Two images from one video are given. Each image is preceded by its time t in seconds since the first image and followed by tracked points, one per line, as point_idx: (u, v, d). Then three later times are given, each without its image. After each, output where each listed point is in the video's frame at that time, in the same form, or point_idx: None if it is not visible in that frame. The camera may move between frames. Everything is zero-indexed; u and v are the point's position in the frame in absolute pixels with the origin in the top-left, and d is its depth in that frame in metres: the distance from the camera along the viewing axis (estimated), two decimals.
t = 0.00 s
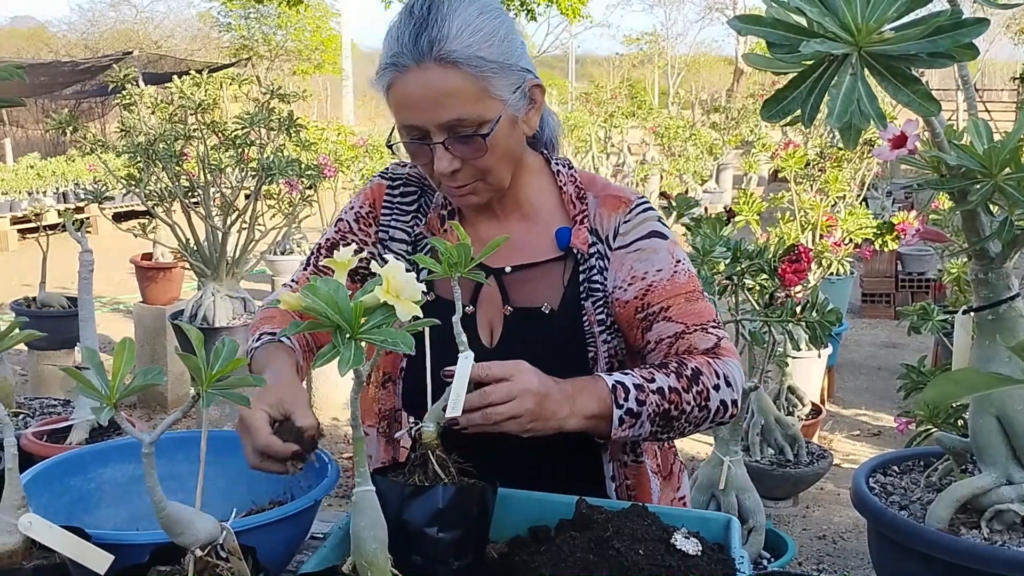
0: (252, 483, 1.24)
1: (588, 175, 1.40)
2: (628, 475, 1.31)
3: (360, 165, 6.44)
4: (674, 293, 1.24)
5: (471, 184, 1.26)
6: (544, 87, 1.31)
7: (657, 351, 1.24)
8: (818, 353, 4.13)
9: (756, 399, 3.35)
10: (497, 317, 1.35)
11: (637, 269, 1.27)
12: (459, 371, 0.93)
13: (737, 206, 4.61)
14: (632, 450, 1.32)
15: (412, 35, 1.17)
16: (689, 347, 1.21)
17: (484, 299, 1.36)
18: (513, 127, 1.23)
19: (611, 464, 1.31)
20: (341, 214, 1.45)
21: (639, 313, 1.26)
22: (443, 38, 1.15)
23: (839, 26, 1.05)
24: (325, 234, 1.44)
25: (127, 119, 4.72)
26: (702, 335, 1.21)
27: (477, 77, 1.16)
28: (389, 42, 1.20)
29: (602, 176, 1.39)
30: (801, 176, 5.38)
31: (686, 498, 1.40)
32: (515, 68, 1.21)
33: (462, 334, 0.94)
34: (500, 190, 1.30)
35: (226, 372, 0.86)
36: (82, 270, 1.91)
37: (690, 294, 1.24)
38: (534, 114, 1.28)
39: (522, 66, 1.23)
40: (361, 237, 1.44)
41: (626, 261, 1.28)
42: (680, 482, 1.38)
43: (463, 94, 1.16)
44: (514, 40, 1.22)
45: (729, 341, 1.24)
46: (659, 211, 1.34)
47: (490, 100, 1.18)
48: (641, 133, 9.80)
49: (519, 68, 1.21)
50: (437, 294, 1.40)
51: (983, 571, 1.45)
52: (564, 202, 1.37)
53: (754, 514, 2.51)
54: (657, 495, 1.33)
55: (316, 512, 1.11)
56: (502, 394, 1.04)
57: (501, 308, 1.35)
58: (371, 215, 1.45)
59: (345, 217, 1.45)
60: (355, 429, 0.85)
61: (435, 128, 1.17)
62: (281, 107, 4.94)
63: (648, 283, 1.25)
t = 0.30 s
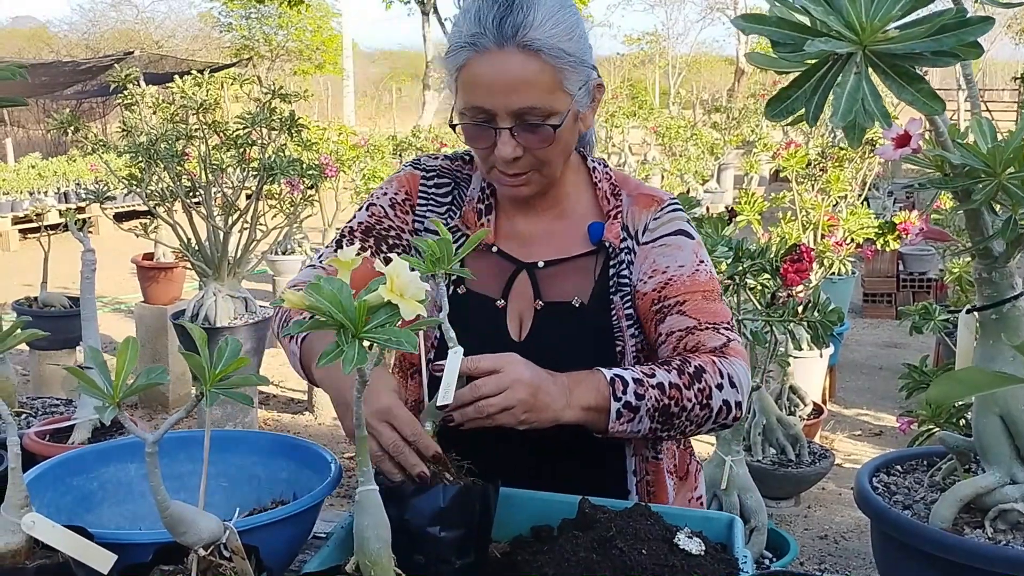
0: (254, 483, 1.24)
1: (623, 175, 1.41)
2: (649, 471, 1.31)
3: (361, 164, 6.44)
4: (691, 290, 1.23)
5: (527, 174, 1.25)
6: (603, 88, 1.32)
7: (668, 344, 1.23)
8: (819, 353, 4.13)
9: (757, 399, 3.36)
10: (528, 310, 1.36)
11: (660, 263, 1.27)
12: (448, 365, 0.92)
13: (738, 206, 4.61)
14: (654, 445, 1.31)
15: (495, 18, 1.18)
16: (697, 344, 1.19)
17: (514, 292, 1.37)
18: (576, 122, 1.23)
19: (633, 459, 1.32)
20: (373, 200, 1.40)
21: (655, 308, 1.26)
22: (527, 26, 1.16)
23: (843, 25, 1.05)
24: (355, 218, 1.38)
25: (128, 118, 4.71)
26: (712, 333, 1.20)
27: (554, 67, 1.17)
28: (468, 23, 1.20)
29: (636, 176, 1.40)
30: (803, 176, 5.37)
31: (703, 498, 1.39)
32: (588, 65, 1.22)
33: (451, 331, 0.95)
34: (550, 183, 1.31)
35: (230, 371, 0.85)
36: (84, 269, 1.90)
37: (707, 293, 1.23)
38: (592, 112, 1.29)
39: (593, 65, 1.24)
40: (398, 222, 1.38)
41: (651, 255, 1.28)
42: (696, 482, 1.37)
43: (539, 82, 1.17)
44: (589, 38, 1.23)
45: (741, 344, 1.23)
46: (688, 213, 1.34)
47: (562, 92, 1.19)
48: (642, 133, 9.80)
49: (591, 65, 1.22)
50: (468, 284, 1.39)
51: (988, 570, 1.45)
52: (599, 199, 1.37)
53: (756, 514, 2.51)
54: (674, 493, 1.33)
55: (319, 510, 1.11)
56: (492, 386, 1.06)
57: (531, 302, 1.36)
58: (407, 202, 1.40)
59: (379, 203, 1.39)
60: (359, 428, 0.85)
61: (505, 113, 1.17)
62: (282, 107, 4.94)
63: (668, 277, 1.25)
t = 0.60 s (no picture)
0: (256, 484, 1.24)
1: (622, 179, 1.42)
2: (658, 466, 1.32)
3: (362, 164, 6.43)
4: (689, 285, 1.24)
5: (535, 183, 1.26)
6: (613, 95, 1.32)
7: (664, 339, 1.23)
8: (820, 353, 4.12)
9: (759, 399, 3.37)
10: (534, 318, 1.36)
11: (658, 261, 1.28)
12: (442, 366, 0.90)
13: (739, 206, 4.60)
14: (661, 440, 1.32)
15: (518, 27, 1.16)
16: (695, 338, 1.19)
17: (520, 301, 1.36)
18: (589, 135, 1.24)
19: (643, 455, 1.32)
20: (369, 204, 1.33)
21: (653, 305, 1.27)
22: (551, 38, 1.15)
23: (847, 24, 1.04)
24: (351, 222, 1.31)
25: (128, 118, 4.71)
26: (710, 328, 1.20)
27: (575, 82, 1.17)
28: (489, 28, 1.18)
29: (634, 180, 1.42)
30: (803, 176, 5.37)
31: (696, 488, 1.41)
32: (606, 78, 1.22)
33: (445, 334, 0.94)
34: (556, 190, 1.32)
35: (232, 371, 0.85)
36: (86, 269, 1.90)
37: (705, 288, 1.24)
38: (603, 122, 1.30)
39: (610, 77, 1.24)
40: (396, 230, 1.33)
41: (650, 254, 1.30)
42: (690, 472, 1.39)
43: (559, 97, 1.17)
44: (608, 48, 1.23)
45: (739, 340, 1.22)
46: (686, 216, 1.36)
47: (579, 106, 1.19)
48: (642, 133, 9.80)
49: (608, 78, 1.22)
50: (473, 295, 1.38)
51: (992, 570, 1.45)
52: (598, 203, 1.38)
53: (758, 514, 2.51)
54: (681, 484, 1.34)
55: (321, 510, 1.11)
56: (486, 387, 1.05)
57: (537, 310, 1.36)
58: (406, 210, 1.35)
59: (377, 209, 1.33)
60: (361, 428, 0.85)
61: (522, 125, 1.17)
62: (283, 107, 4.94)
63: (666, 273, 1.26)
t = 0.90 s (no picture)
0: (256, 484, 1.24)
1: (624, 178, 1.42)
2: (654, 466, 1.33)
3: (363, 164, 6.43)
4: (692, 286, 1.24)
5: (535, 174, 1.26)
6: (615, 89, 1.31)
7: (666, 339, 1.23)
8: (822, 352, 4.12)
9: (760, 399, 3.36)
10: (532, 310, 1.34)
11: (661, 260, 1.27)
12: (448, 371, 0.91)
13: (741, 206, 4.60)
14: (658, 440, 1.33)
15: (517, 18, 1.16)
16: (697, 339, 1.19)
17: (519, 293, 1.35)
18: (588, 126, 1.23)
19: (639, 455, 1.33)
20: (360, 204, 1.37)
21: (655, 303, 1.26)
22: (550, 30, 1.15)
23: (850, 22, 1.04)
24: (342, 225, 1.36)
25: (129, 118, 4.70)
26: (712, 330, 1.20)
27: (574, 73, 1.17)
28: (489, 21, 1.18)
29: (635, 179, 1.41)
30: (805, 175, 5.36)
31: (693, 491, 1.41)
32: (606, 71, 1.21)
33: (451, 338, 0.95)
34: (556, 183, 1.31)
35: (233, 371, 0.85)
36: (87, 269, 1.90)
37: (706, 290, 1.24)
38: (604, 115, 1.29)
39: (610, 70, 1.24)
40: (384, 228, 1.36)
41: (652, 253, 1.29)
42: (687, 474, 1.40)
43: (557, 87, 1.16)
44: (607, 41, 1.22)
45: (738, 342, 1.23)
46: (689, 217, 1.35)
47: (578, 98, 1.19)
48: (643, 133, 9.79)
49: (607, 70, 1.22)
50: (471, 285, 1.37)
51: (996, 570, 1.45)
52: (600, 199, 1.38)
53: (759, 514, 2.51)
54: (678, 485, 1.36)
55: (323, 511, 1.10)
56: (493, 391, 1.05)
57: (536, 301, 1.35)
58: (395, 205, 1.37)
59: (367, 208, 1.37)
60: (363, 428, 0.85)
61: (520, 115, 1.17)
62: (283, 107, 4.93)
63: (669, 273, 1.26)
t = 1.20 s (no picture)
0: (258, 484, 1.23)
1: (654, 174, 1.40)
2: (667, 467, 1.30)
3: (363, 164, 6.42)
4: (710, 287, 1.21)
5: (554, 161, 1.25)
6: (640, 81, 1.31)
7: (679, 339, 1.22)
8: (824, 352, 4.12)
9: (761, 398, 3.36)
10: (550, 300, 1.34)
11: (682, 259, 1.25)
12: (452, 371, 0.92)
13: (742, 205, 4.60)
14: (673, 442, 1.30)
15: (537, 2, 1.17)
16: (709, 342, 1.18)
17: (537, 283, 1.36)
18: (608, 113, 1.23)
19: (652, 455, 1.31)
20: (402, 212, 1.43)
21: (672, 301, 1.24)
22: (567, 13, 1.15)
23: (855, 20, 1.04)
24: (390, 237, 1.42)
25: (130, 119, 4.70)
26: (725, 333, 1.19)
27: (592, 57, 1.17)
28: (510, 7, 1.19)
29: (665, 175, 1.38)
30: (806, 175, 5.35)
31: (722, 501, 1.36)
32: (625, 58, 1.21)
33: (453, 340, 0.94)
34: (577, 171, 1.30)
35: (236, 371, 0.85)
36: (88, 269, 1.89)
37: (725, 292, 1.21)
38: (627, 105, 1.28)
39: (631, 59, 1.24)
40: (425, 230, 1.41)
41: (673, 250, 1.26)
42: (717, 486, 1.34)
43: (575, 70, 1.16)
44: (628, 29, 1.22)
45: (752, 346, 1.21)
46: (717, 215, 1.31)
47: (597, 82, 1.19)
48: (643, 132, 9.79)
49: (627, 58, 1.22)
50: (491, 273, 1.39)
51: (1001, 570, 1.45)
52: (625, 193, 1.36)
53: (761, 513, 2.51)
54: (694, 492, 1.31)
55: (325, 511, 1.10)
56: (493, 395, 1.05)
57: (553, 291, 1.35)
58: (430, 206, 1.42)
59: (406, 215, 1.42)
60: (364, 428, 0.84)
61: (537, 98, 1.17)
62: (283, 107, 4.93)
63: (688, 272, 1.23)
